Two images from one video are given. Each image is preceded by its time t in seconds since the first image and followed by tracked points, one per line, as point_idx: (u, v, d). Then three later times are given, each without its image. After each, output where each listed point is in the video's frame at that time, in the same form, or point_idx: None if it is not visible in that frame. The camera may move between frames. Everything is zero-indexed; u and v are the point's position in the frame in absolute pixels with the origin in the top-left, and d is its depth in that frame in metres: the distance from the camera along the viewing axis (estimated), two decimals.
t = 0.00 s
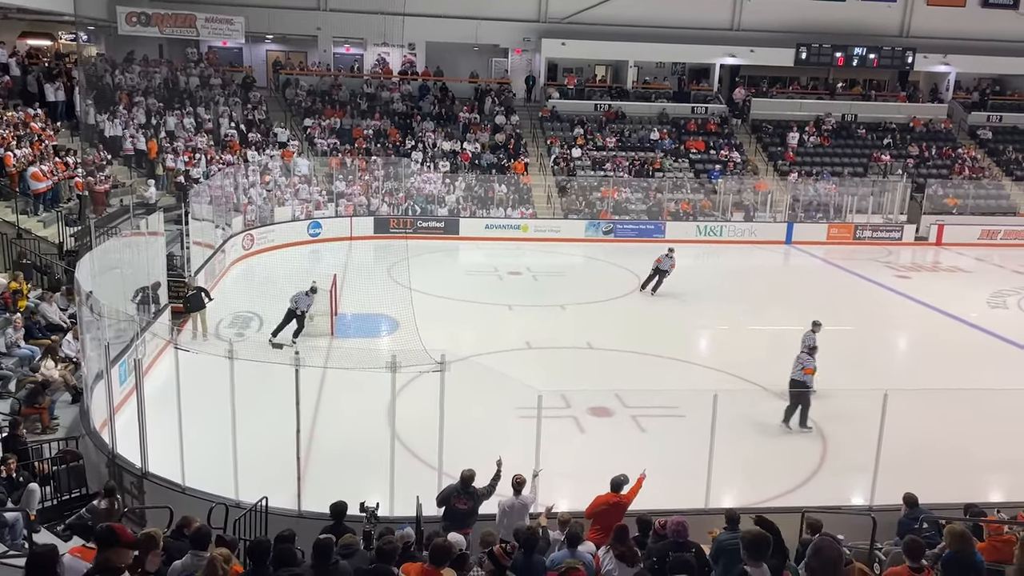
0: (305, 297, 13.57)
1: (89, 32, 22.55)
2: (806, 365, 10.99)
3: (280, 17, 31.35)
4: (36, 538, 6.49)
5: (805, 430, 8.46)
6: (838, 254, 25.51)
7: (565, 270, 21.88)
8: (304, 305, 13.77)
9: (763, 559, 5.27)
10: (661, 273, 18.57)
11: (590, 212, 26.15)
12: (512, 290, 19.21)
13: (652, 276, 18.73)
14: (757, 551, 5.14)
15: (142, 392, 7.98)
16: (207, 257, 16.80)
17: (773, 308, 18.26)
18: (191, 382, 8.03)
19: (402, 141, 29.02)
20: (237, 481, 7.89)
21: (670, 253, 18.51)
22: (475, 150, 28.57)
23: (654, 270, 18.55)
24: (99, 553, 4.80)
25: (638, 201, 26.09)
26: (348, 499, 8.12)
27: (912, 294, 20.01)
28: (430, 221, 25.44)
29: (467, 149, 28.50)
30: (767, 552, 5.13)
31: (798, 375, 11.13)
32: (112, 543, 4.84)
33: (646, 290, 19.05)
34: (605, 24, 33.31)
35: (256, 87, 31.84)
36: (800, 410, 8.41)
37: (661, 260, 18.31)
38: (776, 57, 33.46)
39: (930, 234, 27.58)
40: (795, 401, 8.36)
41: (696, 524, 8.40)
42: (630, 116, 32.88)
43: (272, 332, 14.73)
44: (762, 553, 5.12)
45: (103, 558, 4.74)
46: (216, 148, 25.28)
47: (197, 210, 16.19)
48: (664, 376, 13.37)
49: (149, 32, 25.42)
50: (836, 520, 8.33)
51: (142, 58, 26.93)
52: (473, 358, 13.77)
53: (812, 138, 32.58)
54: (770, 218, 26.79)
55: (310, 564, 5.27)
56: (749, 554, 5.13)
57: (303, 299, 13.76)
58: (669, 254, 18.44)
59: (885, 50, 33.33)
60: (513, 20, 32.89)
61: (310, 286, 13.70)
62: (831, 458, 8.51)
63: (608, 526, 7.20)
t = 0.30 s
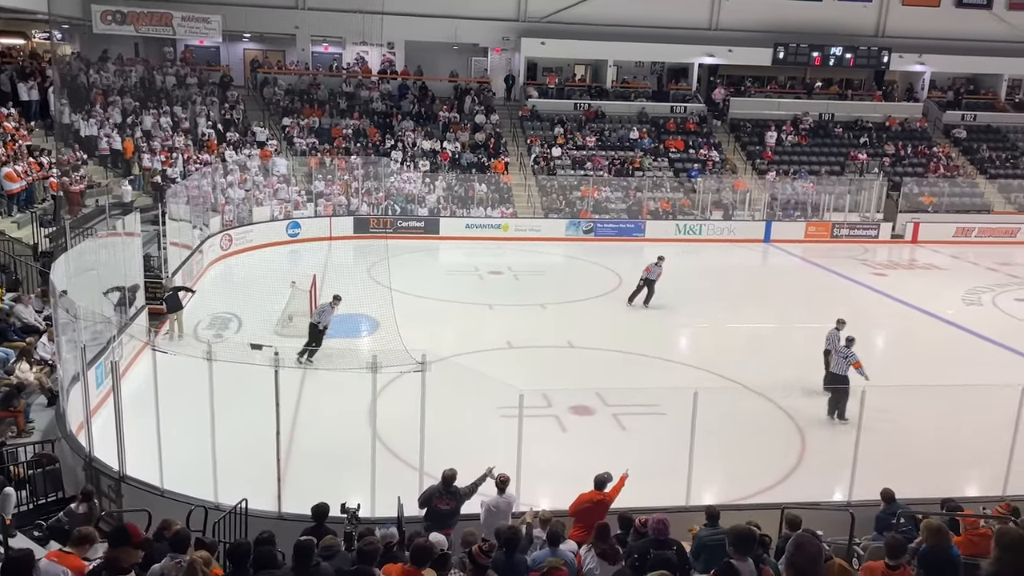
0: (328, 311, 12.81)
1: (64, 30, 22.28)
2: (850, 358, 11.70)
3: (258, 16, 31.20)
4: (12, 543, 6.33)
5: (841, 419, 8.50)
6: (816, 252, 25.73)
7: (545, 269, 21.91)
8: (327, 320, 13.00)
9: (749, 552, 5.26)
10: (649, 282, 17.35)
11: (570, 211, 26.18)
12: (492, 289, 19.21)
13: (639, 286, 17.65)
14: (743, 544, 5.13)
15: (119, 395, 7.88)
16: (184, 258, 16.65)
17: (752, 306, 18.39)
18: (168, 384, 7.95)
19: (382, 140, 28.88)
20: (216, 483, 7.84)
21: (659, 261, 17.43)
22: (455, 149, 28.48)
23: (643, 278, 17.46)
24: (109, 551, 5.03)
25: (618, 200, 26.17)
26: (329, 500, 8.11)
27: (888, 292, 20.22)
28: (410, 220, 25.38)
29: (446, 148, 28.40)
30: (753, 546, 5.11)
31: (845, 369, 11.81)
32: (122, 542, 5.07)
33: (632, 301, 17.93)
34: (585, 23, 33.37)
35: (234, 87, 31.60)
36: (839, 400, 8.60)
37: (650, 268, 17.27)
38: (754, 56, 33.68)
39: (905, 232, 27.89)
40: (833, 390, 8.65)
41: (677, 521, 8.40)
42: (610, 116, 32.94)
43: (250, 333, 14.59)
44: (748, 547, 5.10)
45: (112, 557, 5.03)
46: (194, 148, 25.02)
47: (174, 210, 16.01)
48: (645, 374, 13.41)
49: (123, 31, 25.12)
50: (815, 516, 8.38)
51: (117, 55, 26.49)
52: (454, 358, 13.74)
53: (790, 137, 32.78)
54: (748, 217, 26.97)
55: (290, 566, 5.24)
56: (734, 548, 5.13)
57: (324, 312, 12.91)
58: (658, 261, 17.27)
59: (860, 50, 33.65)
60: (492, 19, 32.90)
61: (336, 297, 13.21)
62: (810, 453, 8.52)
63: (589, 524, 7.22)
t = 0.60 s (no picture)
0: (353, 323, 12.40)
1: (20, 28, 21.86)
2: (863, 349, 12.13)
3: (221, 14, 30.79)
4: None
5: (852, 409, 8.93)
6: (780, 251, 26.07)
7: (513, 269, 21.96)
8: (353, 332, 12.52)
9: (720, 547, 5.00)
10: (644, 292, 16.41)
11: (538, 211, 26.21)
12: (459, 289, 19.20)
13: (636, 297, 16.66)
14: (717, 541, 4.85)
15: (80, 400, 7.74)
16: (147, 259, 16.41)
17: (718, 304, 18.58)
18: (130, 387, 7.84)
19: (348, 140, 28.65)
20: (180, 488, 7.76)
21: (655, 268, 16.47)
22: (421, 149, 28.34)
23: (638, 288, 16.54)
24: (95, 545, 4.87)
25: (585, 200, 26.29)
26: (296, 503, 8.07)
27: (850, 289, 20.55)
28: (377, 221, 25.23)
29: (413, 148, 28.27)
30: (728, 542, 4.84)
31: (859, 361, 12.18)
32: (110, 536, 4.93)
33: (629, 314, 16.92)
34: (551, 23, 33.47)
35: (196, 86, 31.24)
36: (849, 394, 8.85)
37: (646, 276, 16.37)
38: (718, 57, 34.05)
39: (866, 231, 28.39)
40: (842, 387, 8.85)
41: (644, 518, 8.35)
42: (576, 115, 33.06)
43: (215, 335, 14.39)
44: (722, 544, 4.83)
45: (99, 552, 4.82)
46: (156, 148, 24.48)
47: (136, 210, 15.76)
48: (613, 373, 13.49)
49: (82, 28, 24.69)
50: (779, 511, 8.42)
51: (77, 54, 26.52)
52: (422, 358, 13.72)
53: (753, 137, 33.18)
54: (713, 216, 27.25)
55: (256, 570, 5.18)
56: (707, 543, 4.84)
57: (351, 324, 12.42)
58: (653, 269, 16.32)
59: (822, 51, 34.18)
60: (458, 19, 32.89)
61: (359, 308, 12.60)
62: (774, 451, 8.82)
63: (559, 523, 7.26)
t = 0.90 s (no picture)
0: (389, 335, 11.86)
1: None
2: (862, 339, 12.77)
3: (174, 11, 30.30)
4: None
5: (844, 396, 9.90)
6: (738, 249, 26.42)
7: (474, 269, 21.95)
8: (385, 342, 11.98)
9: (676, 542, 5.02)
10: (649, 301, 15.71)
11: (499, 211, 26.17)
12: (419, 290, 19.13)
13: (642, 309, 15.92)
14: (671, 537, 4.87)
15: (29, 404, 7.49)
16: (99, 261, 16.09)
17: (677, 302, 18.78)
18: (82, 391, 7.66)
19: (306, 139, 28.34)
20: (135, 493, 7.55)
21: (657, 276, 15.79)
22: (381, 149, 28.11)
23: (642, 299, 15.81)
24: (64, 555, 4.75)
25: (545, 200, 26.34)
26: (254, 507, 7.90)
27: (805, 287, 20.91)
28: (337, 221, 25.00)
29: (373, 148, 28.05)
30: (682, 539, 4.86)
31: (857, 351, 12.82)
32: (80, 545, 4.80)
33: (636, 327, 16.19)
34: (510, 23, 33.52)
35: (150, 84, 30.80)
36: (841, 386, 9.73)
37: (650, 286, 15.63)
38: (675, 58, 34.39)
39: (821, 230, 28.92)
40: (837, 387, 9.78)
41: (605, 516, 8.40)
42: (536, 116, 33.13)
43: (169, 339, 14.15)
44: (678, 540, 4.84)
45: (69, 561, 4.73)
46: (107, 147, 23.84)
47: (87, 211, 15.43)
48: (572, 372, 13.55)
49: (32, 25, 24.59)
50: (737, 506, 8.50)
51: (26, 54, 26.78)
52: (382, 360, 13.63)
53: (710, 138, 33.57)
54: (672, 215, 27.51)
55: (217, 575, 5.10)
56: (663, 540, 4.86)
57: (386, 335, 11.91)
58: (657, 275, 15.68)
59: (776, 53, 34.69)
60: (417, 19, 32.78)
61: (393, 321, 11.86)
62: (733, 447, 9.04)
63: (520, 522, 7.27)
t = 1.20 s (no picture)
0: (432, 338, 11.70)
1: None
2: (857, 331, 13.06)
3: (129, 11, 29.79)
4: None
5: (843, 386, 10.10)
6: (698, 250, 26.70)
7: (437, 270, 21.90)
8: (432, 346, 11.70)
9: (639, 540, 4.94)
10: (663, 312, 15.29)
11: (462, 212, 26.11)
12: (381, 292, 19.03)
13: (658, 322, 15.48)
14: (634, 533, 4.79)
15: None
16: (51, 266, 15.71)
17: (639, 302, 18.91)
18: (35, 399, 7.52)
19: (266, 141, 28.01)
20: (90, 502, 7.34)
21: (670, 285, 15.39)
22: (342, 151, 27.88)
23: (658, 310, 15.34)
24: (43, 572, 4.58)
25: (508, 201, 26.34)
26: (214, 515, 7.72)
27: (764, 287, 21.22)
28: (297, 223, 24.81)
29: (334, 149, 27.80)
30: (645, 536, 4.78)
31: (853, 342, 13.11)
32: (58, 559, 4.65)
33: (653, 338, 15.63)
34: (471, 25, 33.53)
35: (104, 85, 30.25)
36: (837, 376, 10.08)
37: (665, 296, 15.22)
38: (635, 61, 34.68)
39: (779, 230, 29.36)
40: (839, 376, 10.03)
41: (568, 516, 8.30)
42: (498, 117, 33.16)
43: (125, 344, 13.87)
44: (641, 537, 4.76)
45: None
46: (60, 148, 23.26)
47: (38, 215, 15.07)
48: (535, 373, 13.57)
49: None
50: (697, 504, 8.52)
51: None
52: (344, 364, 13.51)
53: (670, 139, 33.88)
54: (634, 216, 27.73)
55: None
56: (626, 536, 4.78)
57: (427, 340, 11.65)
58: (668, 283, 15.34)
59: (734, 55, 35.12)
60: (377, 19, 32.61)
61: (438, 322, 11.61)
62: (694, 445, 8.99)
63: (484, 525, 7.25)
